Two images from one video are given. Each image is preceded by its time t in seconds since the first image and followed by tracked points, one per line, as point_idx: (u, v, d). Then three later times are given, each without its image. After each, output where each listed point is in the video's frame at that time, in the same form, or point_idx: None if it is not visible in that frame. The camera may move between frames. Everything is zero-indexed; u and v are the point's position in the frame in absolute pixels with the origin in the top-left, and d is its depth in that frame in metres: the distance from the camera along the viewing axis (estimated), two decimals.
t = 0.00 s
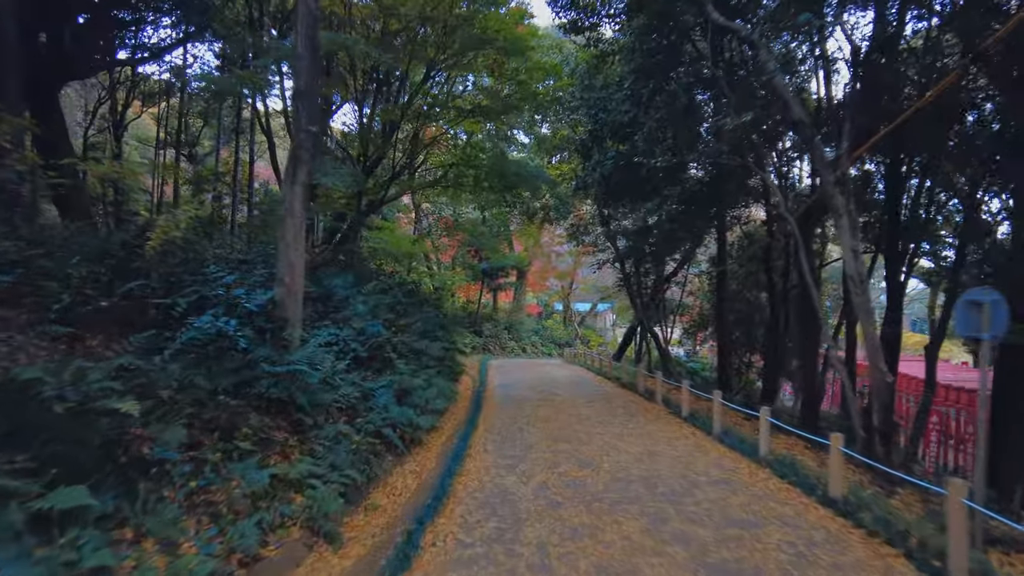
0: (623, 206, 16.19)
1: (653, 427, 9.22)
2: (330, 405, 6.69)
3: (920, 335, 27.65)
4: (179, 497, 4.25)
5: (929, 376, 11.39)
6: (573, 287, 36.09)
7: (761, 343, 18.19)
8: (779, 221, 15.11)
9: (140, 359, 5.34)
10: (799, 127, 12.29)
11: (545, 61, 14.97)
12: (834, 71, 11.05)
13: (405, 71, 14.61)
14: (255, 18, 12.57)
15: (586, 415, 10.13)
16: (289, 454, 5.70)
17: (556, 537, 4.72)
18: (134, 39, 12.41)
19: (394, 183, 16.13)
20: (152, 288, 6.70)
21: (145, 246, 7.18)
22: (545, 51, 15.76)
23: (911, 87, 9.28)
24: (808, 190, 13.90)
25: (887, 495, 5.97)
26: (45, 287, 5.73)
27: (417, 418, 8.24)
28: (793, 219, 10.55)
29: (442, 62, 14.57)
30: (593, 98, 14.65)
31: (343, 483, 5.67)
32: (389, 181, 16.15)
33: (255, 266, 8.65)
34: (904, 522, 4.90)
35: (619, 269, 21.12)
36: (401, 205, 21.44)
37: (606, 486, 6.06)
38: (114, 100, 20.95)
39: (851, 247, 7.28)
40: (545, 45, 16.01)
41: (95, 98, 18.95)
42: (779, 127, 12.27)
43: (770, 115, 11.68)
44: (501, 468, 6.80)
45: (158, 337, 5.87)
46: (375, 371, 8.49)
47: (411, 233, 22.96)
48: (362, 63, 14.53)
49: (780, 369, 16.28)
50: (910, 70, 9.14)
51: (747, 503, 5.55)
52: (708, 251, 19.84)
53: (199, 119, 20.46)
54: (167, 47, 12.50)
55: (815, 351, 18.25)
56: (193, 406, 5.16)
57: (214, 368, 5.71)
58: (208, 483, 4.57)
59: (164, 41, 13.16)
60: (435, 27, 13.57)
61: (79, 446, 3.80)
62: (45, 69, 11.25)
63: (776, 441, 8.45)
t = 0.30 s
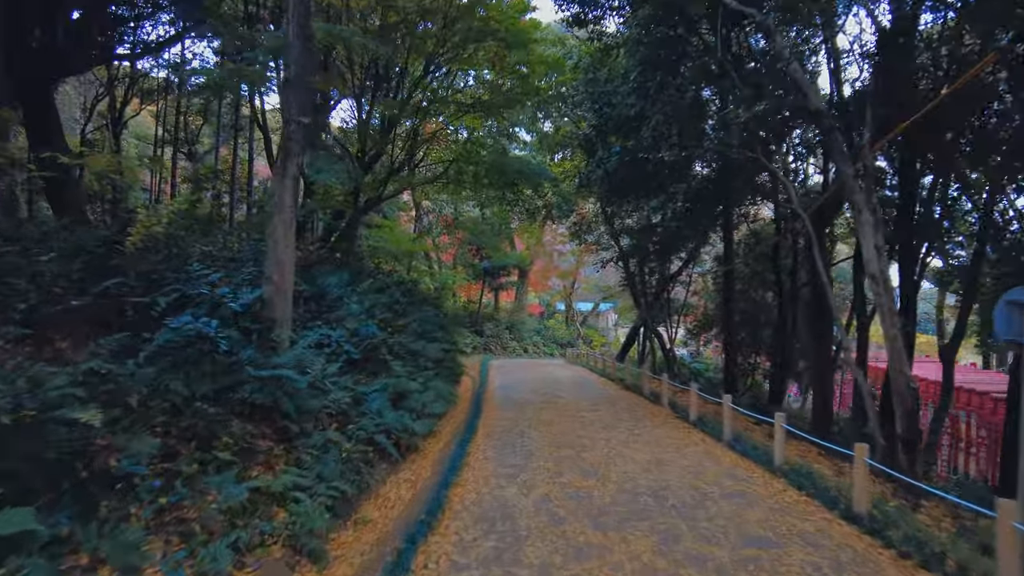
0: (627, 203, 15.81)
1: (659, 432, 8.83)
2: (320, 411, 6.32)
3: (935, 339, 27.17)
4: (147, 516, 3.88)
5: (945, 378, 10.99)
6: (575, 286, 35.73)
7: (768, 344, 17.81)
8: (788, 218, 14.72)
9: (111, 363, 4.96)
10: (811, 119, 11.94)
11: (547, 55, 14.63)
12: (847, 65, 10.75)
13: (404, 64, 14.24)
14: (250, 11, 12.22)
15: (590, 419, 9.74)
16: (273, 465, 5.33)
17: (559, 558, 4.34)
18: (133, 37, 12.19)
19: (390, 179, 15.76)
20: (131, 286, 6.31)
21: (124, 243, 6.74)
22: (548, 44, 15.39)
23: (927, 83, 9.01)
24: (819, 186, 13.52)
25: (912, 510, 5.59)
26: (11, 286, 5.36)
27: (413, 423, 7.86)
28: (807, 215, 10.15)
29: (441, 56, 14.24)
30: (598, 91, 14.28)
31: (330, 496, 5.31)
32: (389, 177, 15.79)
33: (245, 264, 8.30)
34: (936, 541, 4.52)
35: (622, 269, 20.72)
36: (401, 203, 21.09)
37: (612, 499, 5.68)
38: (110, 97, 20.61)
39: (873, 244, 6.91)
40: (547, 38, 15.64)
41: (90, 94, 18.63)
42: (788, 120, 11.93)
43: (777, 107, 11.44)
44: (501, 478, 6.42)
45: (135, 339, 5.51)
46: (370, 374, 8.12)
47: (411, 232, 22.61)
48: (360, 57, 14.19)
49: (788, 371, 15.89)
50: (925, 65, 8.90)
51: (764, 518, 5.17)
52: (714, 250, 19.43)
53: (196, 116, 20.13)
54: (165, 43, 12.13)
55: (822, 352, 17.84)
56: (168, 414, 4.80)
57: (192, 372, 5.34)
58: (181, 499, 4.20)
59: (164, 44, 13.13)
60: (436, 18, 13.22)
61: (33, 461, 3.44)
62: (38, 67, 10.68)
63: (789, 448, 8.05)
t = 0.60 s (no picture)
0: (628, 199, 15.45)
1: (665, 436, 8.46)
2: (306, 415, 5.97)
3: (942, 339, 26.76)
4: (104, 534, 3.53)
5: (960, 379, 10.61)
6: (576, 285, 35.42)
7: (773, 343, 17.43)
8: (795, 214, 14.37)
9: (77, 365, 4.60)
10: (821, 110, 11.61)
11: (549, 47, 14.26)
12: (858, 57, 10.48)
13: (401, 57, 13.89)
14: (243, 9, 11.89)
15: (593, 422, 9.37)
16: (253, 474, 5.00)
17: None
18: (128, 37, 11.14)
19: (388, 173, 15.42)
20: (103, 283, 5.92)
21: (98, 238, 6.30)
22: (548, 36, 15.03)
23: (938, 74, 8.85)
24: (829, 180, 13.18)
25: (937, 521, 5.23)
26: None
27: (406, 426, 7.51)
28: (818, 209, 9.80)
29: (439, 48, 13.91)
30: (600, 82, 13.91)
31: (314, 507, 4.95)
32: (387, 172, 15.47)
33: (231, 260, 7.94)
34: (970, 558, 4.15)
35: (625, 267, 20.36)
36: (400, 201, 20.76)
37: (616, 509, 5.32)
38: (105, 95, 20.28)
39: (892, 236, 6.55)
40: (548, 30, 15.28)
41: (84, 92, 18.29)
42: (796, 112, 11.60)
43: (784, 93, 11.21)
44: (497, 486, 6.06)
45: (106, 339, 5.15)
46: (362, 376, 7.76)
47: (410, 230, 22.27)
48: (356, 49, 13.85)
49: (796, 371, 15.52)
50: (936, 53, 8.74)
51: (779, 530, 4.81)
52: (718, 247, 19.07)
53: (191, 114, 19.79)
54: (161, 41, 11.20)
55: (829, 352, 17.47)
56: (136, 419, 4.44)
57: (165, 375, 4.98)
58: (147, 512, 3.85)
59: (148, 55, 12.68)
60: (435, 9, 12.89)
61: None
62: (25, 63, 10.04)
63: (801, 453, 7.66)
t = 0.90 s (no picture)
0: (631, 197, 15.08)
1: (670, 442, 8.10)
2: (290, 424, 5.62)
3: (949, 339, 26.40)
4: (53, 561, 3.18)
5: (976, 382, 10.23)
6: (578, 286, 35.24)
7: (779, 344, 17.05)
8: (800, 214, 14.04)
9: (39, 372, 4.28)
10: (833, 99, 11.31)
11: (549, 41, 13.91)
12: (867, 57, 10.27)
13: (398, 52, 13.55)
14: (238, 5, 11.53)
15: (596, 428, 9.01)
16: (231, 488, 4.66)
17: None
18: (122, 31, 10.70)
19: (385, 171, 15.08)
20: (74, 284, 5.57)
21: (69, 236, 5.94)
22: (549, 31, 14.69)
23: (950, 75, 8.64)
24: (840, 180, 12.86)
25: (966, 538, 4.87)
26: None
27: (399, 434, 7.16)
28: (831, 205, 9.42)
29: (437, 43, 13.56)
30: (602, 76, 13.56)
31: (295, 524, 4.60)
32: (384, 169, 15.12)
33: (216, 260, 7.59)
34: None
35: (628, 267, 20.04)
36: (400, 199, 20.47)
37: (620, 525, 4.96)
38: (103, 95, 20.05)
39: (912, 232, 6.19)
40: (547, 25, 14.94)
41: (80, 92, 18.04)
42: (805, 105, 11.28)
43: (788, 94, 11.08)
44: (494, 498, 5.71)
45: (73, 344, 4.80)
46: (352, 381, 7.41)
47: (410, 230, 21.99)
48: (353, 43, 13.54)
49: (803, 373, 15.14)
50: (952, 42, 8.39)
51: (798, 549, 4.45)
52: (723, 247, 18.73)
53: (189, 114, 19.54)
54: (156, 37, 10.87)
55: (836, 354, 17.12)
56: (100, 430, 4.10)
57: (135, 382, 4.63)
58: (108, 532, 3.48)
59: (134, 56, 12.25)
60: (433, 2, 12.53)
61: None
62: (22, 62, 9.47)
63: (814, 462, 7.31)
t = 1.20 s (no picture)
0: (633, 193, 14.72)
1: (676, 446, 7.73)
2: (271, 429, 5.26)
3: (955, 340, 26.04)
4: None
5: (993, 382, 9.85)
6: (579, 285, 34.92)
7: (786, 344, 16.66)
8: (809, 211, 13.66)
9: None
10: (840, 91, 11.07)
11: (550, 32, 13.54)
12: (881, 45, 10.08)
13: (395, 44, 13.19)
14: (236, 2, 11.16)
15: (598, 431, 8.63)
16: (201, 499, 4.30)
17: None
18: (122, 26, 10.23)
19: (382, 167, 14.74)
20: (40, 280, 5.22)
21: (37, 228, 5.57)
22: (550, 23, 14.33)
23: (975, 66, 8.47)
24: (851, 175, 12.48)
25: (1001, 553, 4.49)
26: None
27: (391, 439, 6.80)
28: (845, 197, 9.04)
29: (435, 34, 13.16)
30: (605, 65, 13.18)
31: (272, 538, 4.23)
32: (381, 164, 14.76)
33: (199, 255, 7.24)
34: None
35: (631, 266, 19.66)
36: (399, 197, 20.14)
37: (623, 539, 4.60)
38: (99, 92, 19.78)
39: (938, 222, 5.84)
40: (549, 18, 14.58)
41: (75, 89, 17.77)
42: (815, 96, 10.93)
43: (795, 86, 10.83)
44: (489, 509, 5.34)
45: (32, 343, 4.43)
46: (342, 382, 7.05)
47: (409, 228, 21.65)
48: (349, 35, 13.17)
49: (811, 374, 14.75)
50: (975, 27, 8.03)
51: (819, 567, 4.08)
52: (727, 246, 18.37)
53: (185, 111, 19.25)
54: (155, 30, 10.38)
55: (842, 355, 16.74)
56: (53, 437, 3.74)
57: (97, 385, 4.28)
58: (53, 554, 3.12)
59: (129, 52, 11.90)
60: None
61: None
62: (13, 58, 9.12)
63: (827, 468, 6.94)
